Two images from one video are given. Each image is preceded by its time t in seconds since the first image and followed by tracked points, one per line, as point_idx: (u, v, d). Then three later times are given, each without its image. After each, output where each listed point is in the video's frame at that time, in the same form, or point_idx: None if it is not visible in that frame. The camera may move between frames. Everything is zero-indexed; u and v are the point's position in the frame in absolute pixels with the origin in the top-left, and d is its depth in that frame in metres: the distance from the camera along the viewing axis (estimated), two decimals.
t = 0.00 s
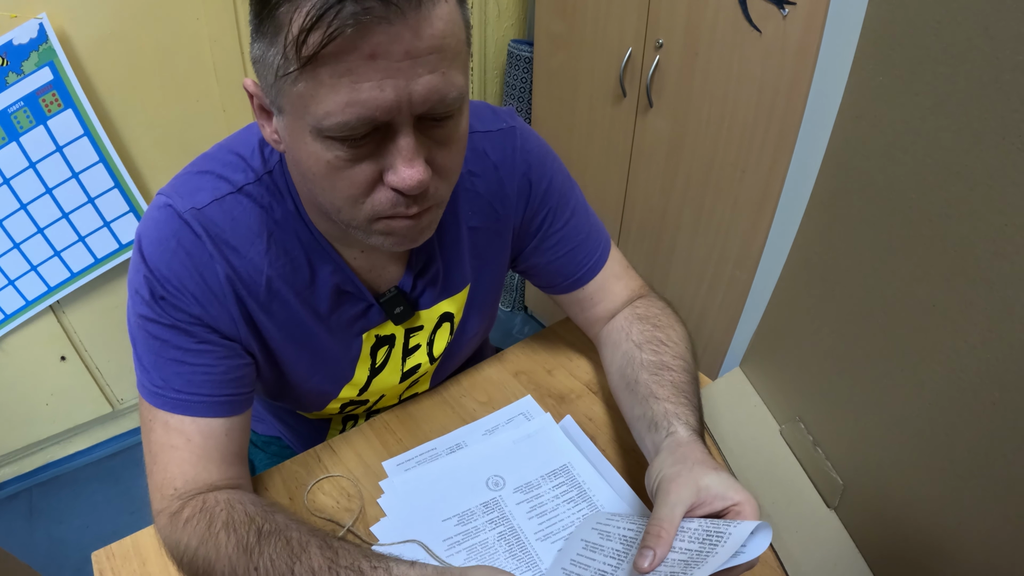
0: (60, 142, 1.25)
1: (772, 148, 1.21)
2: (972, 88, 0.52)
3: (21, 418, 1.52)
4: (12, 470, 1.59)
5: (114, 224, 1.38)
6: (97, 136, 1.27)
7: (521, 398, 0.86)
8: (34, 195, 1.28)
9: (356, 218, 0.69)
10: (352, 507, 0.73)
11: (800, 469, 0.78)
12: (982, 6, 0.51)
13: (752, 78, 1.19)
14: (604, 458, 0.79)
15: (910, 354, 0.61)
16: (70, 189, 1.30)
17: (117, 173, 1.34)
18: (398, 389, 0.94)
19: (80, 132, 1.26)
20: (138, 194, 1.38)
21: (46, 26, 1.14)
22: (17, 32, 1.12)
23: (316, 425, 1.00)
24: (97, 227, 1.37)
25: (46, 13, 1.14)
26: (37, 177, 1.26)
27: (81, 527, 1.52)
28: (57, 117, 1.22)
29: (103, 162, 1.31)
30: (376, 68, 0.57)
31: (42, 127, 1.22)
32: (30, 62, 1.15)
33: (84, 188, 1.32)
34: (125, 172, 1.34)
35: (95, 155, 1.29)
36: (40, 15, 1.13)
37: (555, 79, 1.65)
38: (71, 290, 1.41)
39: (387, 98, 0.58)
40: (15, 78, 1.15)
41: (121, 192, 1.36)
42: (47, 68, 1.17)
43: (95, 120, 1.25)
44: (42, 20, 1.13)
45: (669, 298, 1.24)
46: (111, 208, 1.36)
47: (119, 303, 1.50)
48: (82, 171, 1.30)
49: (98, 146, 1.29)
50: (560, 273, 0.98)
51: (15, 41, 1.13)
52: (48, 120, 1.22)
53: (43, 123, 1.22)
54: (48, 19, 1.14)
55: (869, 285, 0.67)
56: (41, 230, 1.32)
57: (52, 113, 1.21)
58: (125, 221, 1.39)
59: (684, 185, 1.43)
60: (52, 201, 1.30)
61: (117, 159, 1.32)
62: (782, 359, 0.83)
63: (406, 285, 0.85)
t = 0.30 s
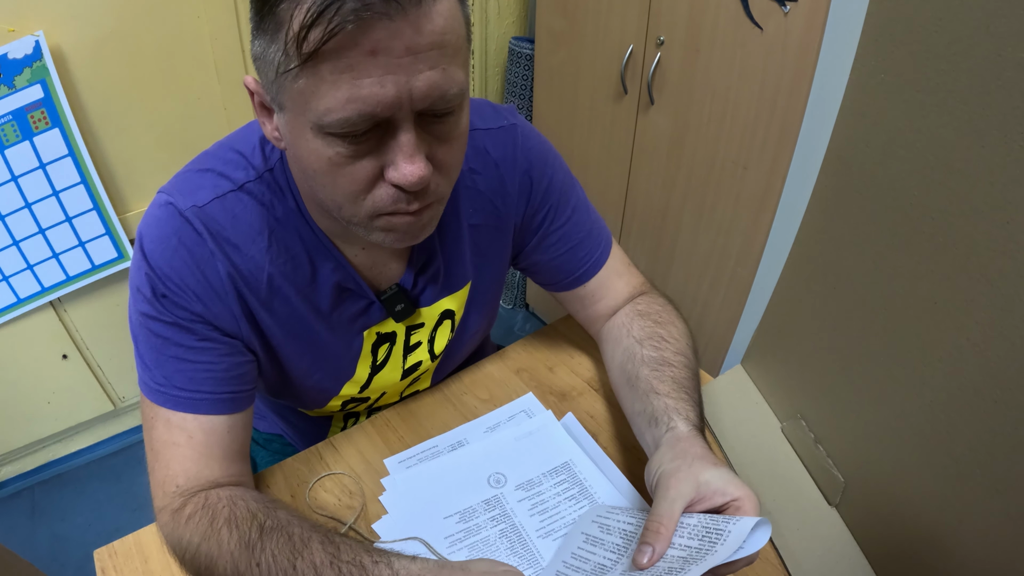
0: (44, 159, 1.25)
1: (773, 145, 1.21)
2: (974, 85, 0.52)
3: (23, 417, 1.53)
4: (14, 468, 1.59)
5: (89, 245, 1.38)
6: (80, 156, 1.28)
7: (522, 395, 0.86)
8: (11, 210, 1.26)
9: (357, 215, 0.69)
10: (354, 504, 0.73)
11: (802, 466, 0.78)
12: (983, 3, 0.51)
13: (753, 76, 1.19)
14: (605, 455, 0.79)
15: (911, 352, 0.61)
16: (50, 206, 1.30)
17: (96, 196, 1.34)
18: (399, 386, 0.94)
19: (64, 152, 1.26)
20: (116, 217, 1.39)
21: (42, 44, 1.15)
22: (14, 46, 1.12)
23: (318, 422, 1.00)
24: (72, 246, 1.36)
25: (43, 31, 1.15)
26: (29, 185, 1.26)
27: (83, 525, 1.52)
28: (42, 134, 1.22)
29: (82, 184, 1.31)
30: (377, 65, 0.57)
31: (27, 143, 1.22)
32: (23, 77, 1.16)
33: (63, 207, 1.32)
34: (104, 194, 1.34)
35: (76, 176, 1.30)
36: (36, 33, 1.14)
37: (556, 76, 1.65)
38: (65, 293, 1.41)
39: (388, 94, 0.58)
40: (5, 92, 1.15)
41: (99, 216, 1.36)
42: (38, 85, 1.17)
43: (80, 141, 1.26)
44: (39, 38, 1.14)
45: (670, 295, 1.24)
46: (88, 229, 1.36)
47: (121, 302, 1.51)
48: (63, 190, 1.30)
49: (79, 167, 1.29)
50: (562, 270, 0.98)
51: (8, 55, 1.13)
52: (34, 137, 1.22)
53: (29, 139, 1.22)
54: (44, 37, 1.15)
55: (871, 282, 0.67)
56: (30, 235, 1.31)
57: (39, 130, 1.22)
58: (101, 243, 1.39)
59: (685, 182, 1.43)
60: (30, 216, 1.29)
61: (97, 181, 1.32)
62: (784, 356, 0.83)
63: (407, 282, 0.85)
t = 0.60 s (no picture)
0: (30, 171, 1.25)
1: (773, 144, 1.21)
2: (975, 83, 0.52)
3: (24, 416, 1.53)
4: (15, 467, 1.59)
5: (69, 258, 1.38)
6: (65, 170, 1.28)
7: (523, 394, 0.86)
8: None
9: (358, 213, 0.69)
10: (355, 503, 0.73)
11: (803, 465, 0.78)
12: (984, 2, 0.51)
13: (753, 75, 1.19)
14: (606, 454, 0.79)
15: (912, 350, 0.61)
16: (33, 218, 1.30)
17: (79, 211, 1.34)
18: (400, 385, 0.94)
19: (50, 165, 1.26)
20: (94, 224, 1.37)
21: (37, 57, 1.15)
22: (10, 56, 1.13)
23: (319, 421, 1.00)
24: (52, 258, 1.36)
25: (39, 44, 1.15)
26: (25, 189, 1.27)
27: (84, 524, 1.52)
28: (31, 146, 1.23)
29: (66, 198, 1.31)
30: (378, 62, 0.57)
31: (15, 153, 1.22)
32: (16, 88, 1.16)
33: (46, 220, 1.32)
34: (86, 209, 1.34)
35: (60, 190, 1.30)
36: (33, 45, 1.15)
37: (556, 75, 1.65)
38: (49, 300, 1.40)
39: (388, 92, 0.58)
40: None
41: (81, 231, 1.36)
42: (30, 97, 1.18)
43: (67, 156, 1.27)
44: (34, 51, 1.15)
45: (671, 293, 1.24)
46: (70, 243, 1.36)
47: (121, 301, 1.51)
48: (46, 203, 1.30)
49: (64, 180, 1.29)
50: (562, 268, 0.98)
51: (3, 65, 1.13)
52: (22, 147, 1.22)
53: (17, 149, 1.22)
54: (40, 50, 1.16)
55: (872, 281, 0.67)
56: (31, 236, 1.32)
57: (28, 141, 1.22)
58: (81, 257, 1.39)
59: (686, 181, 1.43)
60: (15, 225, 1.29)
61: (80, 195, 1.32)
62: (785, 355, 0.83)
63: (408, 280, 0.85)
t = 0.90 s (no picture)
0: (40, 163, 1.25)
1: (774, 144, 1.21)
2: (975, 83, 0.52)
3: (24, 415, 1.53)
4: (15, 467, 1.59)
5: (83, 249, 1.38)
6: (75, 161, 1.28)
7: (523, 394, 0.86)
8: (7, 212, 1.27)
9: (358, 212, 0.69)
10: (355, 503, 0.73)
11: (803, 465, 0.78)
12: (984, 2, 0.51)
13: (753, 75, 1.19)
14: (607, 454, 0.79)
15: (913, 350, 0.61)
16: (44, 210, 1.30)
17: (91, 201, 1.34)
18: (401, 385, 0.94)
19: (60, 157, 1.26)
20: (109, 220, 1.39)
21: (41, 48, 1.15)
22: (12, 49, 1.13)
23: (319, 421, 1.00)
24: (66, 250, 1.36)
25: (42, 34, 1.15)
26: (36, 182, 1.27)
27: (84, 523, 1.52)
28: (39, 138, 1.23)
29: (77, 189, 1.32)
30: (378, 62, 0.57)
31: (24, 146, 1.22)
32: (21, 81, 1.16)
33: (58, 211, 1.32)
34: (98, 199, 1.35)
35: (63, 188, 1.30)
36: (35, 36, 1.14)
37: (557, 75, 1.65)
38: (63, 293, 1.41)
39: (388, 91, 0.58)
40: (3, 94, 1.15)
41: (94, 221, 1.37)
42: (36, 89, 1.18)
43: (76, 145, 1.27)
44: (37, 41, 1.14)
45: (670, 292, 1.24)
46: (83, 233, 1.37)
47: (122, 300, 1.51)
48: (57, 194, 1.30)
49: (74, 171, 1.29)
50: (563, 268, 0.98)
51: (7, 58, 1.13)
52: (31, 140, 1.22)
53: (25, 142, 1.22)
54: (43, 40, 1.15)
55: (871, 281, 0.67)
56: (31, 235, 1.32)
57: (36, 134, 1.22)
58: (94, 247, 1.39)
59: (686, 181, 1.43)
60: (26, 218, 1.30)
61: (91, 184, 1.32)
62: (785, 355, 0.83)
63: (408, 280, 0.85)
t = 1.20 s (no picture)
0: (58, 143, 1.25)
1: (774, 143, 1.21)
2: (974, 83, 0.52)
3: (24, 415, 1.53)
4: (16, 467, 1.60)
5: (112, 226, 1.39)
6: (94, 138, 1.28)
7: (523, 394, 0.86)
8: (32, 197, 1.28)
9: (358, 212, 0.69)
10: (355, 503, 0.73)
11: (803, 465, 0.78)
12: (983, 2, 0.51)
13: (754, 74, 1.19)
14: (607, 453, 0.79)
15: (913, 350, 0.61)
16: (61, 197, 1.31)
17: (115, 176, 1.34)
18: (400, 384, 0.95)
19: (78, 135, 1.26)
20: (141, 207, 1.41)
21: (46, 28, 1.14)
22: (17, 33, 1.12)
23: (319, 421, 1.00)
24: (95, 228, 1.37)
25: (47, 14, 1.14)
26: (57, 163, 1.27)
27: (84, 523, 1.52)
28: (55, 119, 1.22)
29: (100, 165, 1.31)
30: (378, 62, 0.57)
31: (40, 128, 1.22)
32: (30, 63, 1.16)
33: (82, 190, 1.32)
34: (122, 174, 1.34)
35: (63, 188, 1.30)
36: (40, 17, 1.13)
37: (557, 75, 1.65)
38: (96, 274, 1.42)
39: (389, 91, 0.58)
40: (14, 79, 1.15)
41: (119, 196, 1.37)
42: (46, 70, 1.17)
43: (93, 121, 1.26)
44: (42, 22, 1.13)
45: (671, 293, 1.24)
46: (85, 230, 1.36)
47: (122, 300, 1.51)
48: (80, 173, 1.30)
49: (95, 148, 1.29)
50: (563, 268, 0.98)
51: (13, 42, 1.12)
52: (47, 121, 1.22)
53: (42, 124, 1.22)
54: (49, 21, 1.14)
55: (871, 281, 0.67)
56: (35, 232, 1.32)
57: (51, 114, 1.22)
58: (123, 223, 1.40)
59: (686, 181, 1.43)
60: (41, 209, 1.30)
61: (113, 159, 1.32)
62: (785, 355, 0.83)
63: (409, 280, 0.85)
